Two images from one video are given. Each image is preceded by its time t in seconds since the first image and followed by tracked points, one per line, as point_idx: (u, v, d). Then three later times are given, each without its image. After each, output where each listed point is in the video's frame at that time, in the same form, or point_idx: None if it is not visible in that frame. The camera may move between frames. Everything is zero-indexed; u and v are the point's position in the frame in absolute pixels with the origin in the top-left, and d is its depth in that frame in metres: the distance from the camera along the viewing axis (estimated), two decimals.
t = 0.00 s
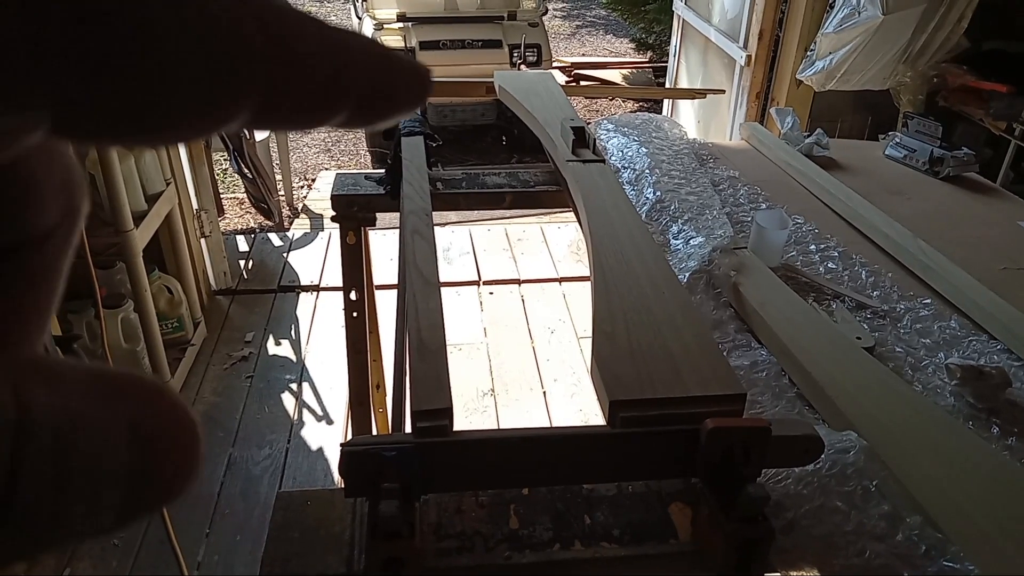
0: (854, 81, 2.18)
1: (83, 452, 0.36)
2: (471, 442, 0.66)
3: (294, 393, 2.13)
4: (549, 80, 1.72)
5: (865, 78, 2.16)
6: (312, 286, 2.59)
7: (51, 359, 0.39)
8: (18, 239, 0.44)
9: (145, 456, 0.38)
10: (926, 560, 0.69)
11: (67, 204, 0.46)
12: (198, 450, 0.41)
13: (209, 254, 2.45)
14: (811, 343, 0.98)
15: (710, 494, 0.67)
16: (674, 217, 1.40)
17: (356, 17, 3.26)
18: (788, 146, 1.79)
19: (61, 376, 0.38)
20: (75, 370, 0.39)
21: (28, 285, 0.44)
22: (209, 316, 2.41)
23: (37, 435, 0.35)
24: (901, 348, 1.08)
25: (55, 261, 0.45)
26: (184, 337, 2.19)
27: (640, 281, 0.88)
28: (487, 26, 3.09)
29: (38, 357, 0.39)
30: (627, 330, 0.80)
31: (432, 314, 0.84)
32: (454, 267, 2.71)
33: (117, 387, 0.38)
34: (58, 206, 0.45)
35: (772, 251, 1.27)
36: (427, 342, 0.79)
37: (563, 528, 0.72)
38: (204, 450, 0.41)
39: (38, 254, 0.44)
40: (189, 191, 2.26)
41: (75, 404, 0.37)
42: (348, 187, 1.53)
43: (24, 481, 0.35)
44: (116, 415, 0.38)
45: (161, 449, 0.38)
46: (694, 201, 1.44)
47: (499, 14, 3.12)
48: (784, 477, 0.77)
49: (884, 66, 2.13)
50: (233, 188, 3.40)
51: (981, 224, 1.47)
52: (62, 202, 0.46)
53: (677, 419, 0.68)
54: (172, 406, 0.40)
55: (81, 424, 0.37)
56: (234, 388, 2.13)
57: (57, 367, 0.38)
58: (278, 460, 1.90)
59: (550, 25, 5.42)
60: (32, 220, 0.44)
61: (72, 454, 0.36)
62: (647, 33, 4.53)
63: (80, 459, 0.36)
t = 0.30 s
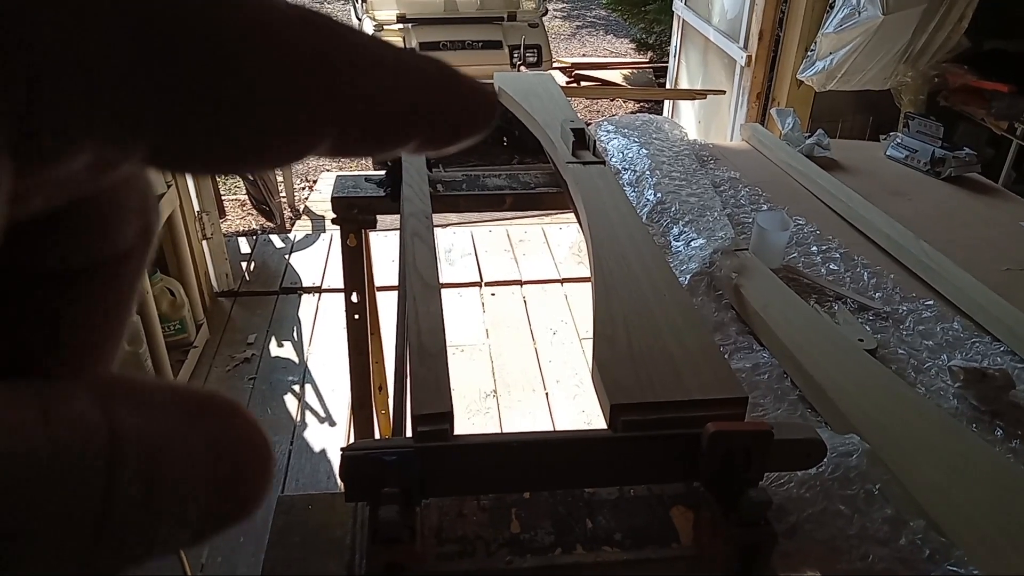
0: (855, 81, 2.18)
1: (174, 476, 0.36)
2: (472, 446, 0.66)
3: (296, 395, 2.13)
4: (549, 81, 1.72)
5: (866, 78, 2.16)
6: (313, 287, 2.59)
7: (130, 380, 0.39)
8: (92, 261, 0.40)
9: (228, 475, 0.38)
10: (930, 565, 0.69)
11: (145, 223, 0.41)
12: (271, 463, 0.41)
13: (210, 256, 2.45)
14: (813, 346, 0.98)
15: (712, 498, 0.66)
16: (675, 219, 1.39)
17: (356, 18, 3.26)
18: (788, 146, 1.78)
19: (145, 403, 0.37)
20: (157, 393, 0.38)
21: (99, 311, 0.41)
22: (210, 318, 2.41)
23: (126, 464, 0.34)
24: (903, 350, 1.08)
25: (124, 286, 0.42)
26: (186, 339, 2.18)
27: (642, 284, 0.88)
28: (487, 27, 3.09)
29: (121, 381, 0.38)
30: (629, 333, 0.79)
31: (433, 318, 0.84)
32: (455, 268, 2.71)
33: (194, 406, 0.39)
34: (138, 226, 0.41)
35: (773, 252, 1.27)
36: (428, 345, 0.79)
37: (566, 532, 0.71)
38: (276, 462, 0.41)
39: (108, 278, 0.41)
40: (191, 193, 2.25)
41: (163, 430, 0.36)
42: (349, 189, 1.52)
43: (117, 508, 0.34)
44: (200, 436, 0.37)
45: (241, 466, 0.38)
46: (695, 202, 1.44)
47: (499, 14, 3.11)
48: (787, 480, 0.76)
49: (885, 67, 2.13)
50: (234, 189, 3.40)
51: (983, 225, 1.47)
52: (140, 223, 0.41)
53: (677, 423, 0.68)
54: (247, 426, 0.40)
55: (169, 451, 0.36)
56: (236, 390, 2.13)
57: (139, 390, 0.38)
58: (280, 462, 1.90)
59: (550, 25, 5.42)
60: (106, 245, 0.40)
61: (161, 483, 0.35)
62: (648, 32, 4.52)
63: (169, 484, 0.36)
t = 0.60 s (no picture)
0: (851, 77, 2.18)
1: (182, 476, 0.36)
2: (463, 444, 0.65)
3: (290, 392, 2.13)
4: (545, 77, 1.71)
5: (863, 73, 2.16)
6: (308, 284, 2.58)
7: (143, 382, 0.40)
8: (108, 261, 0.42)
9: (236, 475, 0.38)
10: (922, 563, 0.69)
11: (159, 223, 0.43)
12: (281, 465, 0.40)
13: (205, 252, 2.44)
14: (807, 343, 0.98)
15: (704, 497, 0.66)
16: (669, 215, 1.39)
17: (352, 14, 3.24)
18: (784, 143, 1.78)
19: (155, 404, 0.38)
20: (168, 394, 0.39)
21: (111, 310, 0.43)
22: (204, 315, 2.40)
23: (135, 464, 0.35)
24: (897, 347, 1.08)
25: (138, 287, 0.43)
26: (179, 336, 2.18)
27: (635, 280, 0.88)
28: (484, 22, 3.07)
29: (132, 383, 0.39)
30: (622, 331, 0.79)
31: (425, 315, 0.84)
32: (451, 265, 2.70)
33: (206, 406, 0.39)
34: (151, 224, 0.42)
35: (768, 249, 1.27)
36: (420, 343, 0.78)
37: (557, 531, 0.71)
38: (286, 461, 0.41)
39: (123, 278, 0.42)
40: (186, 190, 2.22)
41: (171, 430, 0.36)
42: (342, 185, 1.51)
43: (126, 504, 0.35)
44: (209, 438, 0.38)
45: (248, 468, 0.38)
46: (690, 198, 1.43)
47: (495, 9, 3.09)
48: (780, 478, 0.76)
49: (881, 63, 2.13)
50: (228, 185, 3.38)
51: (978, 221, 1.47)
52: (155, 219, 0.42)
53: (670, 422, 0.67)
54: (255, 426, 0.40)
55: (177, 451, 0.36)
56: (230, 387, 2.13)
57: (149, 393, 0.38)
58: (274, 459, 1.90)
59: (547, 21, 5.40)
60: (121, 245, 0.41)
61: (170, 482, 0.36)
62: (644, 28, 4.51)
63: (179, 482, 0.36)
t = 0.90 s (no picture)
0: (846, 75, 2.17)
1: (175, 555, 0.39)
2: (457, 446, 0.65)
3: (286, 393, 2.13)
4: (539, 76, 1.70)
5: (859, 71, 2.15)
6: (304, 284, 2.57)
7: (139, 468, 0.42)
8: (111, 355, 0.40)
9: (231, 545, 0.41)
10: (920, 563, 0.69)
11: (159, 299, 0.42)
12: (280, 530, 0.44)
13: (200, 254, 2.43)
14: (803, 341, 0.97)
15: (701, 498, 0.66)
16: (665, 214, 1.38)
17: (347, 13, 3.22)
18: (780, 141, 1.77)
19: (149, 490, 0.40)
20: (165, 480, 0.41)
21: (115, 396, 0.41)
22: (199, 316, 2.39)
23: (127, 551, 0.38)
24: (894, 345, 1.07)
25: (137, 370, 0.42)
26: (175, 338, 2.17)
27: (630, 281, 0.87)
28: (479, 21, 3.06)
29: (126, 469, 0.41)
30: (617, 333, 0.78)
31: (419, 317, 0.83)
32: (447, 265, 2.70)
33: (203, 485, 0.42)
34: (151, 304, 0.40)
35: (764, 248, 1.27)
36: (414, 345, 0.78)
37: (553, 534, 0.71)
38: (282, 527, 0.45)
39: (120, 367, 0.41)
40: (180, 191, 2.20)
41: (165, 507, 0.40)
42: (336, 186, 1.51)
43: None
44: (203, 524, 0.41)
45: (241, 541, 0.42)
46: (686, 197, 1.43)
47: (491, 8, 3.07)
48: (776, 479, 0.77)
49: (876, 60, 2.12)
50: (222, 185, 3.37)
51: (975, 219, 1.47)
52: (157, 294, 0.41)
53: (665, 423, 0.67)
54: (252, 498, 0.43)
55: (174, 526, 0.40)
56: (226, 389, 2.12)
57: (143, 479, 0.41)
58: (270, 461, 1.89)
59: (542, 20, 5.39)
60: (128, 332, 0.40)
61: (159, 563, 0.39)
62: (640, 27, 4.50)
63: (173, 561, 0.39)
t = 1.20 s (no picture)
0: (848, 72, 2.16)
1: None
2: (458, 445, 0.64)
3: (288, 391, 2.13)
4: (541, 74, 1.70)
5: (861, 68, 2.14)
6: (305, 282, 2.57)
7: None
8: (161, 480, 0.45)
9: None
10: (924, 564, 0.68)
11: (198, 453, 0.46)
12: None
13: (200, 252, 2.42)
14: (806, 340, 0.97)
15: (703, 498, 0.65)
16: (667, 212, 1.38)
17: (348, 10, 3.21)
18: (782, 139, 1.77)
19: None
20: None
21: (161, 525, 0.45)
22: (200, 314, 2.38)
23: None
24: (896, 344, 1.07)
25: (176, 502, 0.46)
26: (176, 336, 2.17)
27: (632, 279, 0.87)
28: (480, 18, 3.05)
29: None
30: (619, 333, 0.78)
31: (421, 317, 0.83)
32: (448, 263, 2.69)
33: None
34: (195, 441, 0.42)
35: (766, 246, 1.26)
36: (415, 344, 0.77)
37: (554, 534, 0.70)
38: None
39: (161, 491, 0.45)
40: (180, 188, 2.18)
41: None
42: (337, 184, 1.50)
43: None
44: None
45: None
46: (688, 196, 1.43)
47: (492, 5, 3.06)
48: (779, 480, 0.76)
49: (878, 57, 2.11)
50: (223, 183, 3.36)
51: (978, 217, 1.46)
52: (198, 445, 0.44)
53: (668, 422, 0.67)
54: None
55: None
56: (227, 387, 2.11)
57: None
58: (271, 459, 1.88)
59: (544, 17, 5.37)
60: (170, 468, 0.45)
61: None
62: (641, 24, 4.48)
63: None
